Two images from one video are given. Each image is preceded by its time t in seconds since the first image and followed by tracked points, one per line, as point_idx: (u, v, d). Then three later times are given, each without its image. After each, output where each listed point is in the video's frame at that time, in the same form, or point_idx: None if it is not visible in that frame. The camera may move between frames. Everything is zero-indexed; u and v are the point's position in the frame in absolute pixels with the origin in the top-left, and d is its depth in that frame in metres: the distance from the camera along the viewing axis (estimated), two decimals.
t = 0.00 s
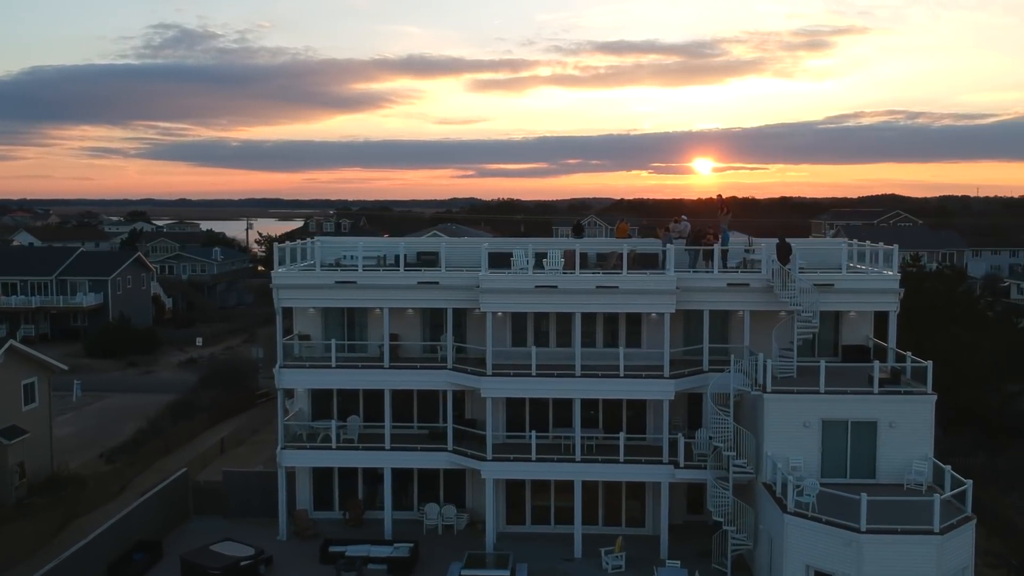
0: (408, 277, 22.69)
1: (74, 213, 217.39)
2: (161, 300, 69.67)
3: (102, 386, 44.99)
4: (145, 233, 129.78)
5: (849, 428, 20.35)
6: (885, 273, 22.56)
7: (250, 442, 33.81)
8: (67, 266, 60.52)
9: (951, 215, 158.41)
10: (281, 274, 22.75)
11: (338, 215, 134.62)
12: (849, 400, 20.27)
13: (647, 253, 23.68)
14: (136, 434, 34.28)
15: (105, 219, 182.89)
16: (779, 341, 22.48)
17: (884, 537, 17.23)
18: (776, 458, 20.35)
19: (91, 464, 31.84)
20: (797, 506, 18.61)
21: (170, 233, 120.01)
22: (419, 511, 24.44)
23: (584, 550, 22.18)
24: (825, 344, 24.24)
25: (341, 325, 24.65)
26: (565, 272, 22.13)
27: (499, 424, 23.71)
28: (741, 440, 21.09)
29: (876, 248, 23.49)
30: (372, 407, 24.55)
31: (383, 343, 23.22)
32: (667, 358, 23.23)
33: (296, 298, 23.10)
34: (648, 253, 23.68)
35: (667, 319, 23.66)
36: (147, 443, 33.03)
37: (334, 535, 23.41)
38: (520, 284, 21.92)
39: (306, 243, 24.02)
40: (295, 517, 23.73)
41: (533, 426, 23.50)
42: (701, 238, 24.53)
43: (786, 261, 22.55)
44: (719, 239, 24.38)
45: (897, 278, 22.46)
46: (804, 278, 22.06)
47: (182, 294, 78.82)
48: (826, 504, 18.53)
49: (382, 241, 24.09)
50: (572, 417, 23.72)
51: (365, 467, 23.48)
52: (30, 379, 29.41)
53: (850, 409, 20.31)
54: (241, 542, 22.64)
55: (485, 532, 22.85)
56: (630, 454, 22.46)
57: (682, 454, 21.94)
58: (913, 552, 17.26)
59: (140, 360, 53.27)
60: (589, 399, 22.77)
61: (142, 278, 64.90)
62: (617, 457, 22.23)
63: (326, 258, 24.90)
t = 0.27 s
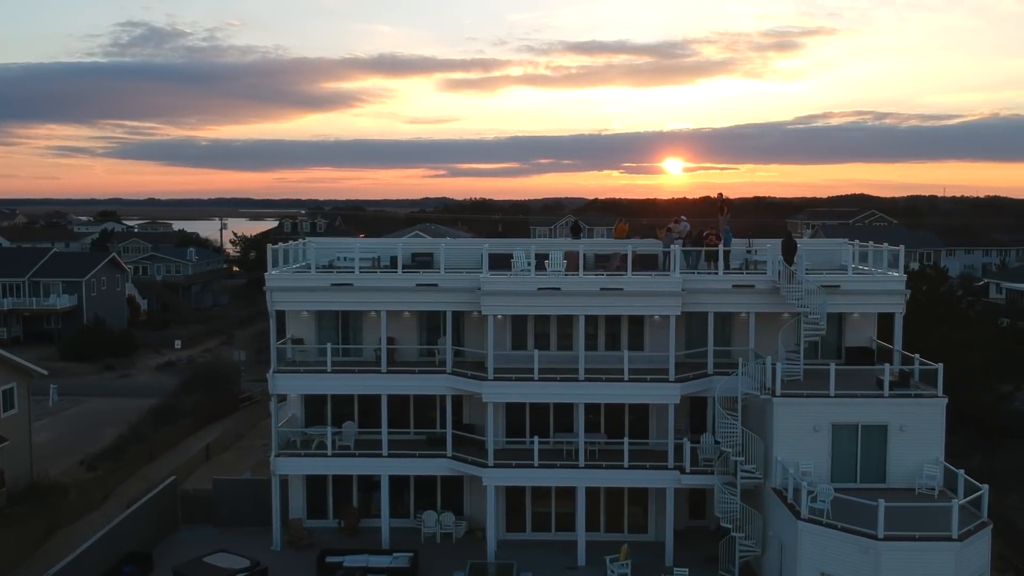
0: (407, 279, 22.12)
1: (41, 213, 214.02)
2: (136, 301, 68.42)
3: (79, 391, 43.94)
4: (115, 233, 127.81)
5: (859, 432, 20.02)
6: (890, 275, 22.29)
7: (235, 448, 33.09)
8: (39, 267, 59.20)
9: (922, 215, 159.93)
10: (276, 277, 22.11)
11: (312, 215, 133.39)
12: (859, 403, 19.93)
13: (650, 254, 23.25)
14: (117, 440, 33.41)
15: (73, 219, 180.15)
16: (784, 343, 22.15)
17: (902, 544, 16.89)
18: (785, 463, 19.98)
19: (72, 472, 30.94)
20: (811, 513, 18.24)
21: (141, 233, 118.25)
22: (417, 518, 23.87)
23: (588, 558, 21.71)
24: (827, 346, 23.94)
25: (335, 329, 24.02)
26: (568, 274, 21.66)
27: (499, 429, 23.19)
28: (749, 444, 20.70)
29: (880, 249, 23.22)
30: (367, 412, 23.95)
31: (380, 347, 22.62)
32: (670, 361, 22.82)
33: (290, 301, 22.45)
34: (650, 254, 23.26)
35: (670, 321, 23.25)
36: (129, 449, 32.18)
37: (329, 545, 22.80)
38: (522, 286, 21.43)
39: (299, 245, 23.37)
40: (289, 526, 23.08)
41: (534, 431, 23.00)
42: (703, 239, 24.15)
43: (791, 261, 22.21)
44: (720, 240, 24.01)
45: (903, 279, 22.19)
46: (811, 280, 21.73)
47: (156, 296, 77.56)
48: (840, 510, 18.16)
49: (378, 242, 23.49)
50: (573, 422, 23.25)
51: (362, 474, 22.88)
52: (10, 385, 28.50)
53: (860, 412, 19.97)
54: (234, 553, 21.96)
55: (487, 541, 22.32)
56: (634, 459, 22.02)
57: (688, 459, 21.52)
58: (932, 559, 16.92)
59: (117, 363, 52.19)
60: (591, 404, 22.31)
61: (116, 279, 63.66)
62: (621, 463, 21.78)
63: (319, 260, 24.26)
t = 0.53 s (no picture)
0: (407, 281, 21.54)
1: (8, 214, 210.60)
2: (111, 303, 67.16)
3: (56, 395, 42.87)
4: (86, 233, 125.78)
5: (871, 436, 19.68)
6: (897, 276, 22.00)
7: (221, 455, 32.31)
8: (12, 269, 57.91)
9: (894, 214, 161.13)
10: (271, 280, 21.45)
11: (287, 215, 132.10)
12: (870, 407, 19.58)
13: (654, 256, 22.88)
14: (98, 447, 32.50)
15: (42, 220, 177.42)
16: (791, 346, 21.81)
17: (922, 551, 16.54)
18: (796, 469, 19.60)
19: (52, 480, 30.04)
20: (827, 520, 17.86)
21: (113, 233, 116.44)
22: (415, 527, 23.27)
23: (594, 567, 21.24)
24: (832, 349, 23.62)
25: (330, 333, 23.38)
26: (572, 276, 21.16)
27: (500, 435, 22.67)
28: (758, 449, 20.30)
29: (885, 250, 22.93)
30: (365, 418, 23.35)
31: (379, 352, 22.02)
32: (674, 364, 22.41)
33: (285, 305, 21.79)
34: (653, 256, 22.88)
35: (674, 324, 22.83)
36: (112, 457, 31.30)
37: (326, 555, 22.17)
38: (526, 288, 20.91)
39: (294, 247, 22.71)
40: (284, 537, 22.42)
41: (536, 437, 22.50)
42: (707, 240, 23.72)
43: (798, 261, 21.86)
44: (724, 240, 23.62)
45: (910, 281, 21.90)
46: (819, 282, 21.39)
47: (130, 297, 76.25)
48: (856, 517, 17.80)
49: (376, 244, 22.87)
50: (576, 427, 22.75)
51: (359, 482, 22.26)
52: None
53: (872, 416, 19.63)
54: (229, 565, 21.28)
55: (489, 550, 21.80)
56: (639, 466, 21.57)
57: (695, 464, 21.10)
58: (952, 567, 16.59)
59: (93, 367, 51.08)
60: (596, 409, 21.83)
61: (91, 280, 62.42)
62: (627, 469, 21.34)
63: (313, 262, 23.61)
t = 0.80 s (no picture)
0: (411, 284, 20.97)
1: None
2: (88, 305, 65.95)
3: (35, 401, 41.85)
4: (58, 234, 123.86)
5: (886, 440, 19.34)
6: (908, 277, 21.70)
7: (209, 461, 31.54)
8: None
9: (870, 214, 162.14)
10: (269, 283, 20.80)
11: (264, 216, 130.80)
12: (886, 411, 19.24)
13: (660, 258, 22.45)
14: (82, 453, 31.62)
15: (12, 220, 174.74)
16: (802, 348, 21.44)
17: (947, 559, 16.19)
18: (811, 474, 19.22)
19: (36, 489, 29.15)
20: (847, 527, 17.48)
21: (86, 234, 114.71)
22: (417, 535, 22.72)
23: None
24: (840, 351, 23.28)
25: (329, 338, 22.75)
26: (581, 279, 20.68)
27: (505, 442, 22.15)
28: (771, 454, 19.90)
29: (894, 251, 22.62)
30: (365, 425, 22.75)
31: (382, 356, 21.42)
32: (682, 368, 21.98)
33: (283, 309, 21.14)
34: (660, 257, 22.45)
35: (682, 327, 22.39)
36: (97, 464, 30.45)
37: (327, 566, 21.57)
38: (534, 290, 20.41)
39: (291, 249, 22.07)
40: (283, 548, 21.78)
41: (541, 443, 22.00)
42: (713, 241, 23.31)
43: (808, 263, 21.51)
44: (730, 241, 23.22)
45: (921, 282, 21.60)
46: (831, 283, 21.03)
47: (106, 299, 74.96)
48: (876, 524, 17.43)
49: (376, 245, 22.27)
50: (581, 433, 22.27)
51: (360, 490, 21.67)
52: None
53: (887, 420, 19.28)
54: None
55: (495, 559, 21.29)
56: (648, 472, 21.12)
57: (706, 470, 20.68)
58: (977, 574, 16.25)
59: (72, 371, 50.01)
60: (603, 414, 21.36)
61: (68, 282, 61.22)
62: (637, 476, 20.89)
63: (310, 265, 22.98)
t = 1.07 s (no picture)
0: (416, 286, 20.39)
1: None
2: (66, 307, 64.76)
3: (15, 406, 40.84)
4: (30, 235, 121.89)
5: (904, 445, 18.98)
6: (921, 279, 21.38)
7: (198, 468, 30.78)
8: None
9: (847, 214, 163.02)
10: (269, 286, 20.17)
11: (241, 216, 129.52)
12: (904, 415, 18.87)
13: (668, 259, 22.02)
14: (67, 459, 30.73)
15: None
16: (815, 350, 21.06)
17: (975, 568, 15.83)
18: (829, 480, 18.82)
19: (20, 497, 28.28)
20: (869, 534, 17.08)
21: (59, 234, 112.91)
22: (420, 545, 22.13)
23: None
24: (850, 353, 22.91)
25: (329, 342, 22.11)
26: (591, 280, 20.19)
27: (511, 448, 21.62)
28: (787, 459, 19.49)
29: (905, 252, 22.30)
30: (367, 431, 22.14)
31: (386, 361, 20.80)
32: (692, 371, 21.54)
33: (283, 312, 20.49)
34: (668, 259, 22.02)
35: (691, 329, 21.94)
36: (84, 472, 29.60)
37: None
38: (543, 293, 19.89)
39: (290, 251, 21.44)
40: (284, 559, 21.14)
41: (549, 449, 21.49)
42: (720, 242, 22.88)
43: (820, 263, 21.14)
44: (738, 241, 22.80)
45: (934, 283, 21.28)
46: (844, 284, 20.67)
47: (83, 300, 73.72)
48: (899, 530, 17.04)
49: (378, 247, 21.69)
50: (589, 438, 21.79)
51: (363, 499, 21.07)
52: None
53: (905, 424, 18.92)
54: None
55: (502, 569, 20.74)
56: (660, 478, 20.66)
57: (720, 476, 20.24)
58: None
59: (53, 374, 48.96)
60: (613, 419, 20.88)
61: (46, 284, 60.04)
62: (648, 482, 20.42)
63: (309, 268, 22.35)
